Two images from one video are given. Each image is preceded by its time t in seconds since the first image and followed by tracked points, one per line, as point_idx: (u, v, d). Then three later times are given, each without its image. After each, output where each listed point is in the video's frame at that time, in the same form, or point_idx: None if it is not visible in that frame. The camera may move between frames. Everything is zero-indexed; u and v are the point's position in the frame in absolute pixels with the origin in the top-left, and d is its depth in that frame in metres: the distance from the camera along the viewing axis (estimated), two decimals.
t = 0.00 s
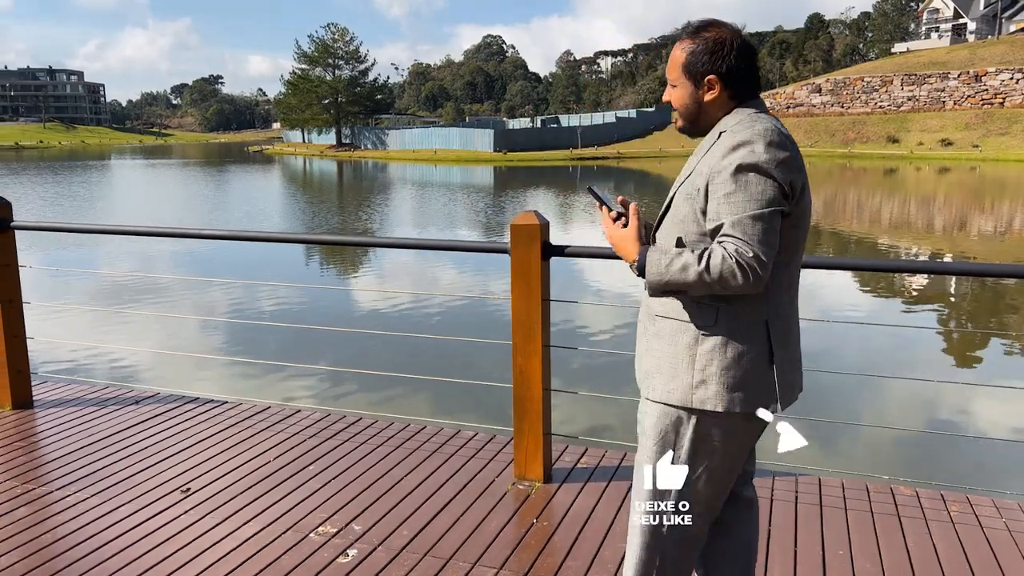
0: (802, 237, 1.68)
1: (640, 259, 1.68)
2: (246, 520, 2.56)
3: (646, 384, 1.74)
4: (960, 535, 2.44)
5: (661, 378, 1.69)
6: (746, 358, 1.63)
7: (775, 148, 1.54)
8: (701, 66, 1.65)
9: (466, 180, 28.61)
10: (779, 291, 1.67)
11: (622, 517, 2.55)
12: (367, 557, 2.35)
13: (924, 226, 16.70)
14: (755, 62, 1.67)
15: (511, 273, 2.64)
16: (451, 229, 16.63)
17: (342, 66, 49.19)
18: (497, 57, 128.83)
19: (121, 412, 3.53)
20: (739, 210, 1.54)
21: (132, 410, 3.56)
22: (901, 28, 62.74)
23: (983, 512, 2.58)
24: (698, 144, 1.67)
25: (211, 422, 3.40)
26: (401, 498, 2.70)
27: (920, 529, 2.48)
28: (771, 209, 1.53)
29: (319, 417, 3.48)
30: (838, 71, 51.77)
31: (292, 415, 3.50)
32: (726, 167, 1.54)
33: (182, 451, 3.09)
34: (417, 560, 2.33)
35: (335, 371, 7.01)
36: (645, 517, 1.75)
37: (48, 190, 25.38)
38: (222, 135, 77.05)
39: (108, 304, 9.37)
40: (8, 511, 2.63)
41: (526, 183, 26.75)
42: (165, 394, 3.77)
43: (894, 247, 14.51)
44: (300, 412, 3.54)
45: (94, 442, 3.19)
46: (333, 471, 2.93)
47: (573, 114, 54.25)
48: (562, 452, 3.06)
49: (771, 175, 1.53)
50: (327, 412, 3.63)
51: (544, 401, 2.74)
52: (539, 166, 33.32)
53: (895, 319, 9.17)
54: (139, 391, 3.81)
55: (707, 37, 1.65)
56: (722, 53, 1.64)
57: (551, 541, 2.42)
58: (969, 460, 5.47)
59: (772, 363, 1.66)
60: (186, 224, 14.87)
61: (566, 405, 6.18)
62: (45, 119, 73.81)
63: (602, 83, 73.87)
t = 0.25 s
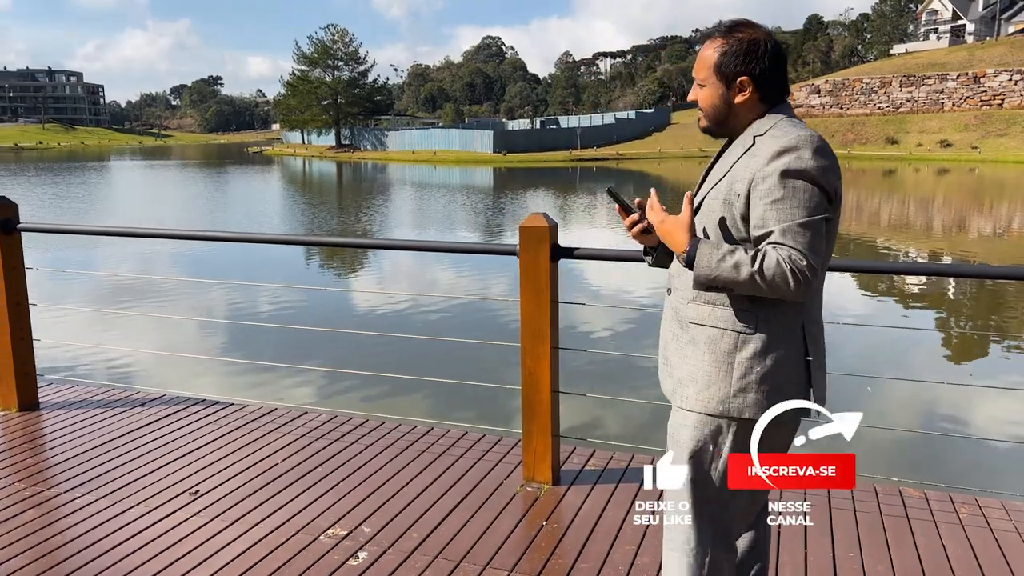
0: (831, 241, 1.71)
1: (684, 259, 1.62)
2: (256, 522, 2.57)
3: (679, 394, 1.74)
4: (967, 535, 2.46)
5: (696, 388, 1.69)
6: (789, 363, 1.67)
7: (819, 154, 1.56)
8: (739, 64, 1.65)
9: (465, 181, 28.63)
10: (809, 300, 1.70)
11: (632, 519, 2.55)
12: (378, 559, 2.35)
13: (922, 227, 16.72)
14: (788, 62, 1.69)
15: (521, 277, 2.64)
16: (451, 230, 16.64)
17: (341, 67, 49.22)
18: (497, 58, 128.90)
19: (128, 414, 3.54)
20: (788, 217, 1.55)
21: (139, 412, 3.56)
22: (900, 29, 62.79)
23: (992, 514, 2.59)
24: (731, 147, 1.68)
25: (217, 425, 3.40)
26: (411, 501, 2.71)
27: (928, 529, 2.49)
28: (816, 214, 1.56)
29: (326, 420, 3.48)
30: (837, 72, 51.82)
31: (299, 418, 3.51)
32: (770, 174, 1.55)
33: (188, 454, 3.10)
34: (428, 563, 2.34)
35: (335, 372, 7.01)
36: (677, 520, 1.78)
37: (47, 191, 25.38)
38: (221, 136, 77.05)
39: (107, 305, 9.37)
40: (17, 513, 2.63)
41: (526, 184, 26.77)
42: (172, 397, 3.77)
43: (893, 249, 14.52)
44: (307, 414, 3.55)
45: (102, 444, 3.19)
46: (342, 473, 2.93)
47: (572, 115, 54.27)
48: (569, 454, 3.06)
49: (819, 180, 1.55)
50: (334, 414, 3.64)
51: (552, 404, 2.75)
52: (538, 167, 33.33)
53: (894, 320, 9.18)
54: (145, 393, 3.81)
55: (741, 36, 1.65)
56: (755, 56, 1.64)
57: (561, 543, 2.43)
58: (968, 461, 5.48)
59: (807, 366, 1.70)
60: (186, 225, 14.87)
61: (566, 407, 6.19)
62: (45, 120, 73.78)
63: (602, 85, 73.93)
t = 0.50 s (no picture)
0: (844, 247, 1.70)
1: (703, 263, 1.59)
2: (265, 521, 2.57)
3: (696, 399, 1.74)
4: (970, 533, 2.47)
5: (714, 394, 1.69)
6: (809, 366, 1.67)
7: (842, 159, 1.53)
8: (761, 62, 1.64)
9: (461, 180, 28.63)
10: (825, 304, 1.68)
11: (638, 517, 2.56)
12: (387, 559, 2.36)
13: (917, 227, 16.77)
14: (806, 63, 1.68)
15: (527, 279, 2.65)
16: (447, 230, 16.64)
17: (337, 66, 49.16)
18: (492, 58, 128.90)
19: (132, 414, 3.53)
20: (806, 224, 1.53)
21: (143, 412, 3.55)
22: (895, 29, 62.95)
23: (996, 512, 2.60)
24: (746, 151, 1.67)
25: (222, 425, 3.40)
26: (418, 499, 2.72)
27: (930, 528, 2.50)
28: (840, 219, 1.54)
29: (330, 419, 3.48)
30: (832, 71, 51.94)
31: (303, 417, 3.50)
32: (791, 178, 1.53)
33: (194, 454, 3.09)
34: (437, 561, 2.34)
35: (331, 371, 7.01)
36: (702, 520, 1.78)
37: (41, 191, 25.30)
38: (217, 135, 76.87)
39: (103, 305, 9.34)
40: (24, 513, 2.63)
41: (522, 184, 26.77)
42: (175, 397, 3.77)
43: (888, 248, 14.57)
44: (311, 414, 3.54)
45: (107, 444, 3.19)
46: (348, 473, 2.93)
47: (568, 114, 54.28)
48: (575, 453, 3.06)
49: (843, 185, 1.53)
50: (338, 414, 3.64)
51: (559, 403, 2.75)
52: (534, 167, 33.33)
53: (888, 319, 9.21)
54: (148, 394, 3.81)
55: (762, 35, 1.64)
56: (775, 58, 1.63)
57: (570, 542, 2.43)
58: (963, 458, 5.50)
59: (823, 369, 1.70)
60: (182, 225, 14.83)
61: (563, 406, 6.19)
62: (39, 119, 73.48)
63: (598, 84, 73.97)
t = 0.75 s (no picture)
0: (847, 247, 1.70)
1: (714, 261, 1.54)
2: (266, 519, 2.57)
3: (699, 402, 1.71)
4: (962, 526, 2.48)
5: (719, 397, 1.67)
6: (813, 365, 1.66)
7: (850, 155, 1.53)
8: (770, 54, 1.61)
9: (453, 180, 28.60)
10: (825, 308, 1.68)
11: (638, 512, 2.57)
12: (390, 555, 2.36)
13: (906, 226, 16.85)
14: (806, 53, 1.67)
15: (528, 277, 2.66)
16: (439, 229, 16.64)
17: (328, 66, 49.04)
18: (483, 57, 128.90)
19: (130, 413, 3.52)
20: (819, 220, 1.52)
21: (141, 411, 3.55)
22: (885, 30, 63.36)
23: (991, 505, 2.61)
24: (751, 144, 1.65)
25: (222, 424, 3.39)
26: (420, 497, 2.72)
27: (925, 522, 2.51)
28: (848, 214, 1.53)
29: (330, 417, 3.48)
30: (822, 71, 52.14)
31: (302, 416, 3.50)
32: (801, 174, 1.51)
33: (194, 453, 3.08)
34: (440, 558, 2.35)
35: (323, 370, 7.00)
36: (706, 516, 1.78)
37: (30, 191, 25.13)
38: (207, 136, 76.61)
39: (94, 305, 9.29)
40: (23, 513, 2.62)
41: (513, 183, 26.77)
42: (174, 396, 3.76)
43: (879, 247, 14.63)
44: (310, 412, 3.54)
45: (105, 444, 3.18)
46: (349, 471, 2.93)
47: (559, 114, 54.28)
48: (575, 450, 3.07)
49: (851, 180, 1.53)
50: (336, 413, 3.64)
51: (559, 400, 2.76)
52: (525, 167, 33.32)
53: (878, 316, 9.27)
54: (146, 392, 3.80)
55: (774, 25, 1.61)
56: (787, 51, 1.62)
57: (570, 538, 2.44)
58: (951, 453, 5.54)
59: (826, 368, 1.70)
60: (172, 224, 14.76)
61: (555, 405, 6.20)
62: (27, 119, 72.94)
63: (589, 84, 74.06)
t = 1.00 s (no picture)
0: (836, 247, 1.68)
1: (716, 264, 1.49)
2: (259, 520, 2.56)
3: (697, 411, 1.64)
4: (946, 519, 2.51)
5: (719, 404, 1.61)
6: (809, 364, 1.62)
7: (843, 153, 1.50)
8: (756, 49, 1.59)
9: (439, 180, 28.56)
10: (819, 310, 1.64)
11: (631, 508, 2.58)
12: (385, 553, 2.36)
13: (890, 225, 16.97)
14: (780, 51, 1.66)
15: (521, 276, 2.66)
16: (426, 229, 16.61)
17: (314, 66, 48.84)
18: (469, 57, 128.79)
19: (120, 414, 3.49)
20: (816, 219, 1.49)
21: (132, 412, 3.52)
22: (868, 31, 63.89)
23: (979, 500, 2.63)
24: (740, 145, 1.60)
25: (213, 424, 3.37)
26: (413, 495, 2.71)
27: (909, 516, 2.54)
28: (841, 213, 1.51)
29: (322, 417, 3.47)
30: (807, 72, 52.48)
31: (294, 415, 3.49)
32: (798, 172, 1.48)
33: (186, 453, 3.07)
34: (435, 556, 2.34)
35: (311, 371, 6.97)
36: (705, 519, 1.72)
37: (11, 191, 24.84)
38: (191, 136, 76.11)
39: (78, 305, 9.21)
40: (14, 514, 2.59)
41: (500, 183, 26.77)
42: (164, 396, 3.74)
43: (864, 246, 14.74)
44: (302, 412, 3.53)
45: (95, 444, 3.15)
46: (343, 470, 2.92)
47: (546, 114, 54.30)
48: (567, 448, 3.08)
49: (844, 176, 1.51)
50: (328, 412, 3.63)
51: (552, 398, 2.76)
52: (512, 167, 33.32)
53: (863, 314, 9.34)
54: (136, 393, 3.77)
55: (753, 22, 1.60)
56: (767, 47, 1.60)
57: (564, 535, 2.44)
58: (936, 450, 5.59)
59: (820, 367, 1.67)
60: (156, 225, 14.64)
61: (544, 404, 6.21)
62: (8, 118, 72.09)
63: (576, 85, 74.20)
